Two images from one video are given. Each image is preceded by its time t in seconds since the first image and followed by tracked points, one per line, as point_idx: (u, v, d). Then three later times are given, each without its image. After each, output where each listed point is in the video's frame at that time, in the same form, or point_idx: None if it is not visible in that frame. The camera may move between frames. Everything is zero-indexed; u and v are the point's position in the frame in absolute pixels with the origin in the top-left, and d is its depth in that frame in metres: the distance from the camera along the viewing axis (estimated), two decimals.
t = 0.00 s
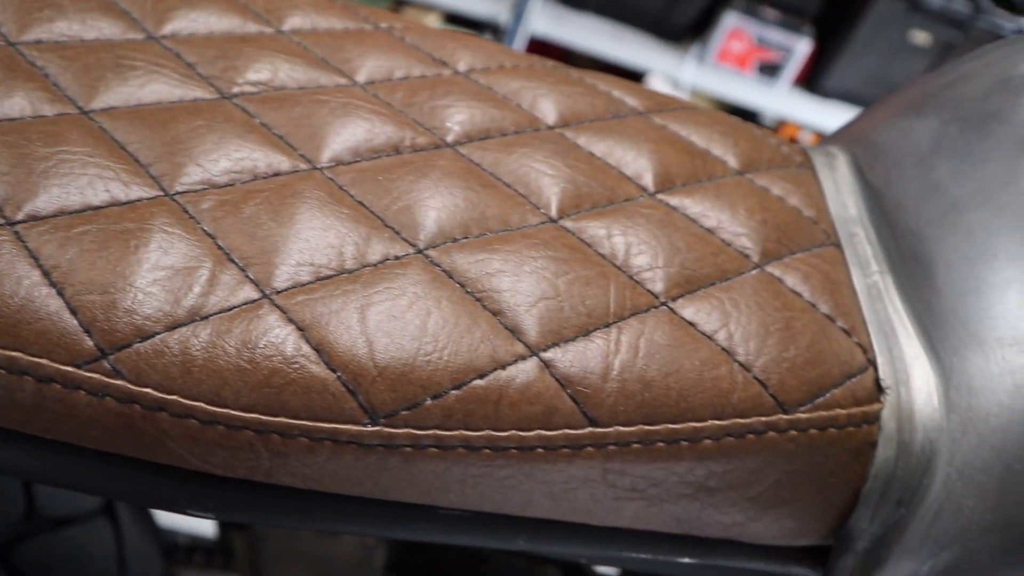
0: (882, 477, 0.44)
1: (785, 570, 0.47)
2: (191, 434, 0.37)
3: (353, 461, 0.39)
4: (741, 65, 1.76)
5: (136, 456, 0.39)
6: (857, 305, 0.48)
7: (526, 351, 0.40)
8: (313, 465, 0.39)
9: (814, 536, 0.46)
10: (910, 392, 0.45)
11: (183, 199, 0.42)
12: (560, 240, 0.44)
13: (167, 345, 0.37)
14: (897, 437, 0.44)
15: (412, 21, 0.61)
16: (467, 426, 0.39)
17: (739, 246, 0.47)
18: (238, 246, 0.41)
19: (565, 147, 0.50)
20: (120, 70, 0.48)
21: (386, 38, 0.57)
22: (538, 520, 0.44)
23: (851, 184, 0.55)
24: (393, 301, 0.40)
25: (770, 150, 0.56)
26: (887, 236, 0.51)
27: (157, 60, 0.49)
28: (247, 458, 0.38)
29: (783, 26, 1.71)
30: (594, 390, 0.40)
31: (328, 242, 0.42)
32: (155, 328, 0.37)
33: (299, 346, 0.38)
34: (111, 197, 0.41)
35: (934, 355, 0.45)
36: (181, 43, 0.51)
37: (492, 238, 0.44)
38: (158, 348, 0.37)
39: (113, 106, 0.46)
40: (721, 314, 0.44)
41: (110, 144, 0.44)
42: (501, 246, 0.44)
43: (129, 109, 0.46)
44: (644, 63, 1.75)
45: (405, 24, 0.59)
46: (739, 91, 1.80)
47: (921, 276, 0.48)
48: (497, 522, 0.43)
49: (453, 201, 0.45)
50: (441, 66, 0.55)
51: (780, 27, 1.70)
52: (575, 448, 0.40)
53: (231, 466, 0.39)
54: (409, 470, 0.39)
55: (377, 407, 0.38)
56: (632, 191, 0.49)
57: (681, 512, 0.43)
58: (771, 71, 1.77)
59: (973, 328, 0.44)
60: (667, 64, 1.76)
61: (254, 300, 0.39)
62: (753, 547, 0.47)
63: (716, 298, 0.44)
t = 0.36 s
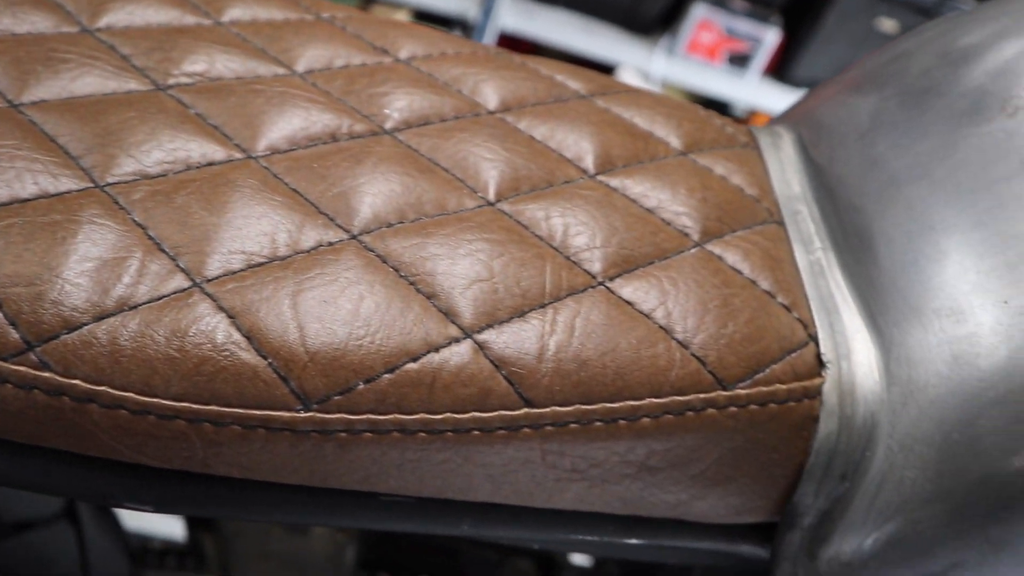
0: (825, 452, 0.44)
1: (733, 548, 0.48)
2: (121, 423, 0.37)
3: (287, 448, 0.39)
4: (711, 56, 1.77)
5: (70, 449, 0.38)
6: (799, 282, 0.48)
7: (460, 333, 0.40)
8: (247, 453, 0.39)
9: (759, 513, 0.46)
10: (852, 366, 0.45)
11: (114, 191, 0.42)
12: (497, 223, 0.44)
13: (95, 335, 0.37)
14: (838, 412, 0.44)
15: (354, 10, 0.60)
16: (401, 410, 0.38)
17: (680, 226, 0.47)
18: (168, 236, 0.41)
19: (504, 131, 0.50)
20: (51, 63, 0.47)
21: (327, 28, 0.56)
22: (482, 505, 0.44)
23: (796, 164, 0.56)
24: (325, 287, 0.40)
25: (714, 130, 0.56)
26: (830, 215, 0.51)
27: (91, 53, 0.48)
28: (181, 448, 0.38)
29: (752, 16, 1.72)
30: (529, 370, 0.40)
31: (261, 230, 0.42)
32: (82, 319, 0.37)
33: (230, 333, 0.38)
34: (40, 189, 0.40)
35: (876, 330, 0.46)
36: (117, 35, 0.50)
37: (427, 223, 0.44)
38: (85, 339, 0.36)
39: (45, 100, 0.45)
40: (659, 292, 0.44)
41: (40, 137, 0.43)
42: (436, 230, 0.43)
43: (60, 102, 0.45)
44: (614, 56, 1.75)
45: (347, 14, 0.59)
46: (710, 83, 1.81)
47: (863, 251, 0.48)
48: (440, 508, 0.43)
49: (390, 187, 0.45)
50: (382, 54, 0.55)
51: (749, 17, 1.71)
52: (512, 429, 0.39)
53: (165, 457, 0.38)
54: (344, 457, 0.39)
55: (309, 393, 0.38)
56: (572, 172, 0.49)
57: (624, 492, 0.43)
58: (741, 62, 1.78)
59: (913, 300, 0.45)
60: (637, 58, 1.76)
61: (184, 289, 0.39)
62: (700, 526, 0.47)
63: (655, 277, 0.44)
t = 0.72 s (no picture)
0: (768, 428, 0.44)
1: (684, 529, 0.48)
2: (53, 421, 0.37)
3: (221, 441, 0.38)
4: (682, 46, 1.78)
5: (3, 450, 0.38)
6: (741, 260, 0.48)
7: (393, 320, 0.40)
8: (182, 448, 0.38)
9: (705, 491, 0.46)
10: (793, 341, 0.45)
11: (44, 189, 0.41)
12: (433, 209, 0.44)
13: (22, 333, 0.36)
14: (781, 387, 0.44)
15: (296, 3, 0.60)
16: (334, 398, 0.38)
17: (620, 208, 0.47)
18: (98, 232, 0.40)
19: (444, 119, 0.50)
20: None
21: (268, 21, 0.56)
22: (426, 492, 0.43)
23: (740, 145, 0.56)
24: (257, 278, 0.40)
25: (658, 113, 0.56)
26: (772, 193, 0.51)
27: (24, 51, 0.48)
28: (115, 444, 0.38)
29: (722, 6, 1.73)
30: (464, 355, 0.40)
31: (193, 223, 0.41)
32: (9, 315, 0.36)
33: (160, 327, 0.38)
34: None
35: (816, 304, 0.46)
36: (51, 33, 0.50)
37: (361, 211, 0.44)
38: (12, 337, 0.36)
39: None
40: (597, 273, 0.44)
41: None
42: (370, 218, 0.43)
43: None
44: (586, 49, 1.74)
45: (289, 7, 0.59)
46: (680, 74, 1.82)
47: (804, 227, 0.48)
48: (383, 496, 0.43)
49: (326, 177, 0.45)
50: (322, 46, 0.55)
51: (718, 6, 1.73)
52: (448, 414, 0.39)
53: (100, 454, 0.38)
54: (280, 448, 0.39)
55: (242, 384, 0.38)
56: (512, 157, 0.49)
57: (568, 474, 0.43)
58: (712, 49, 1.80)
59: (852, 274, 0.45)
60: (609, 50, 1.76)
61: (114, 284, 0.38)
62: (648, 507, 0.47)
63: (592, 258, 0.44)
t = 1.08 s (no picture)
0: (712, 408, 0.43)
1: (635, 512, 0.47)
2: None
3: (158, 439, 0.38)
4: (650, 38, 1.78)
5: None
6: (683, 241, 0.48)
7: (328, 312, 0.40)
8: (119, 447, 0.38)
9: (654, 475, 0.46)
10: (735, 321, 0.44)
11: None
12: (370, 201, 0.44)
13: None
14: (723, 367, 0.43)
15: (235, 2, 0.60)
16: (270, 391, 0.38)
17: (557, 193, 0.48)
18: (28, 234, 0.40)
19: (382, 111, 0.50)
20: None
21: (206, 20, 0.56)
22: (371, 483, 0.43)
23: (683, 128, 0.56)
24: (188, 275, 0.39)
25: (600, 99, 0.57)
26: (714, 174, 0.52)
27: None
28: (51, 446, 0.38)
29: None
30: (399, 344, 0.40)
31: (126, 222, 0.41)
32: None
33: (91, 326, 0.37)
34: None
35: (756, 282, 0.46)
36: None
37: (296, 206, 0.44)
38: None
39: None
40: (534, 259, 0.44)
41: None
42: (305, 212, 0.43)
43: None
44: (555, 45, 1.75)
45: (227, 6, 0.59)
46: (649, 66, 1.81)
47: (743, 205, 0.49)
48: (326, 489, 0.43)
49: (261, 173, 0.45)
50: (261, 43, 0.55)
51: None
52: (386, 404, 0.39)
53: (37, 456, 0.38)
54: (218, 443, 0.39)
55: (175, 380, 0.37)
56: (450, 147, 0.49)
57: (513, 460, 0.43)
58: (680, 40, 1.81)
59: (792, 250, 0.45)
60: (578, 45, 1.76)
61: (43, 285, 0.38)
62: (598, 491, 0.47)
63: (529, 245, 0.44)
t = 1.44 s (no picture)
0: (657, 392, 0.43)
1: (590, 500, 0.47)
2: None
3: (95, 444, 0.38)
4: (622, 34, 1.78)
5: None
6: (625, 228, 0.48)
7: (264, 311, 0.40)
8: (57, 455, 0.38)
9: (603, 461, 0.46)
10: (677, 305, 0.44)
11: None
12: (308, 198, 0.45)
13: None
14: (667, 350, 0.43)
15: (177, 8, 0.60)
16: (207, 392, 0.38)
17: (498, 182, 0.49)
18: None
19: (321, 110, 0.51)
20: None
21: (146, 27, 0.56)
22: (318, 481, 0.43)
23: (627, 115, 0.57)
24: (121, 279, 0.39)
25: (544, 89, 0.58)
26: (656, 160, 0.52)
27: None
28: None
29: None
30: (335, 340, 0.40)
31: (59, 229, 0.41)
32: None
33: (23, 334, 0.37)
34: None
35: (698, 264, 0.46)
36: None
37: (232, 207, 0.44)
38: None
39: None
40: (471, 250, 0.44)
41: None
42: (241, 213, 0.43)
43: None
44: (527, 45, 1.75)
45: (168, 12, 0.59)
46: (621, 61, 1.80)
47: (684, 189, 0.49)
48: (272, 489, 0.43)
49: (197, 176, 0.45)
50: (201, 47, 0.55)
51: None
52: (325, 401, 0.39)
53: None
54: (157, 447, 0.38)
55: (110, 384, 0.37)
56: (389, 142, 0.50)
57: (460, 453, 0.43)
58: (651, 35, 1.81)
59: (731, 231, 0.45)
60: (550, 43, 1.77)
61: None
62: (549, 480, 0.47)
63: (467, 236, 0.45)
